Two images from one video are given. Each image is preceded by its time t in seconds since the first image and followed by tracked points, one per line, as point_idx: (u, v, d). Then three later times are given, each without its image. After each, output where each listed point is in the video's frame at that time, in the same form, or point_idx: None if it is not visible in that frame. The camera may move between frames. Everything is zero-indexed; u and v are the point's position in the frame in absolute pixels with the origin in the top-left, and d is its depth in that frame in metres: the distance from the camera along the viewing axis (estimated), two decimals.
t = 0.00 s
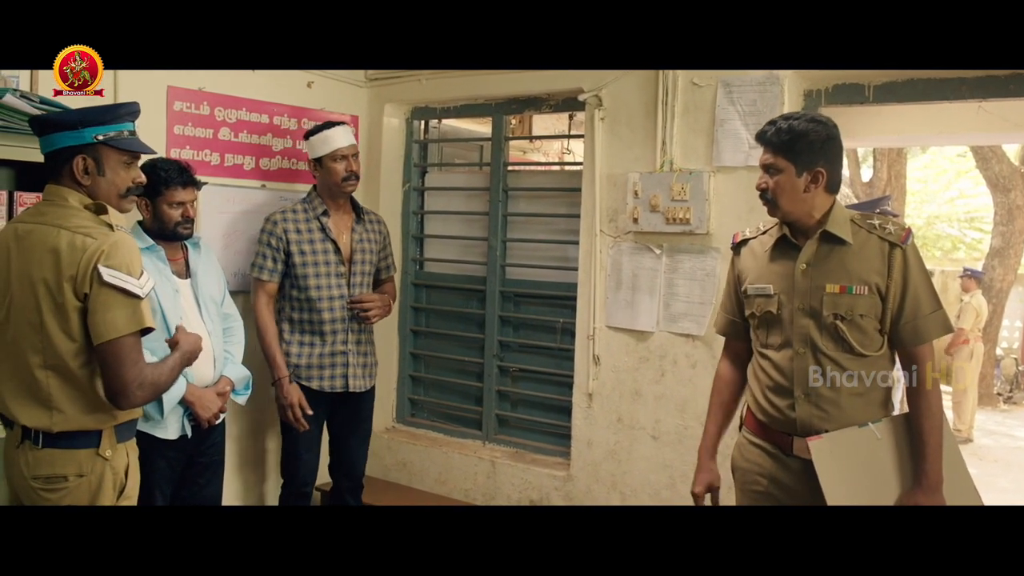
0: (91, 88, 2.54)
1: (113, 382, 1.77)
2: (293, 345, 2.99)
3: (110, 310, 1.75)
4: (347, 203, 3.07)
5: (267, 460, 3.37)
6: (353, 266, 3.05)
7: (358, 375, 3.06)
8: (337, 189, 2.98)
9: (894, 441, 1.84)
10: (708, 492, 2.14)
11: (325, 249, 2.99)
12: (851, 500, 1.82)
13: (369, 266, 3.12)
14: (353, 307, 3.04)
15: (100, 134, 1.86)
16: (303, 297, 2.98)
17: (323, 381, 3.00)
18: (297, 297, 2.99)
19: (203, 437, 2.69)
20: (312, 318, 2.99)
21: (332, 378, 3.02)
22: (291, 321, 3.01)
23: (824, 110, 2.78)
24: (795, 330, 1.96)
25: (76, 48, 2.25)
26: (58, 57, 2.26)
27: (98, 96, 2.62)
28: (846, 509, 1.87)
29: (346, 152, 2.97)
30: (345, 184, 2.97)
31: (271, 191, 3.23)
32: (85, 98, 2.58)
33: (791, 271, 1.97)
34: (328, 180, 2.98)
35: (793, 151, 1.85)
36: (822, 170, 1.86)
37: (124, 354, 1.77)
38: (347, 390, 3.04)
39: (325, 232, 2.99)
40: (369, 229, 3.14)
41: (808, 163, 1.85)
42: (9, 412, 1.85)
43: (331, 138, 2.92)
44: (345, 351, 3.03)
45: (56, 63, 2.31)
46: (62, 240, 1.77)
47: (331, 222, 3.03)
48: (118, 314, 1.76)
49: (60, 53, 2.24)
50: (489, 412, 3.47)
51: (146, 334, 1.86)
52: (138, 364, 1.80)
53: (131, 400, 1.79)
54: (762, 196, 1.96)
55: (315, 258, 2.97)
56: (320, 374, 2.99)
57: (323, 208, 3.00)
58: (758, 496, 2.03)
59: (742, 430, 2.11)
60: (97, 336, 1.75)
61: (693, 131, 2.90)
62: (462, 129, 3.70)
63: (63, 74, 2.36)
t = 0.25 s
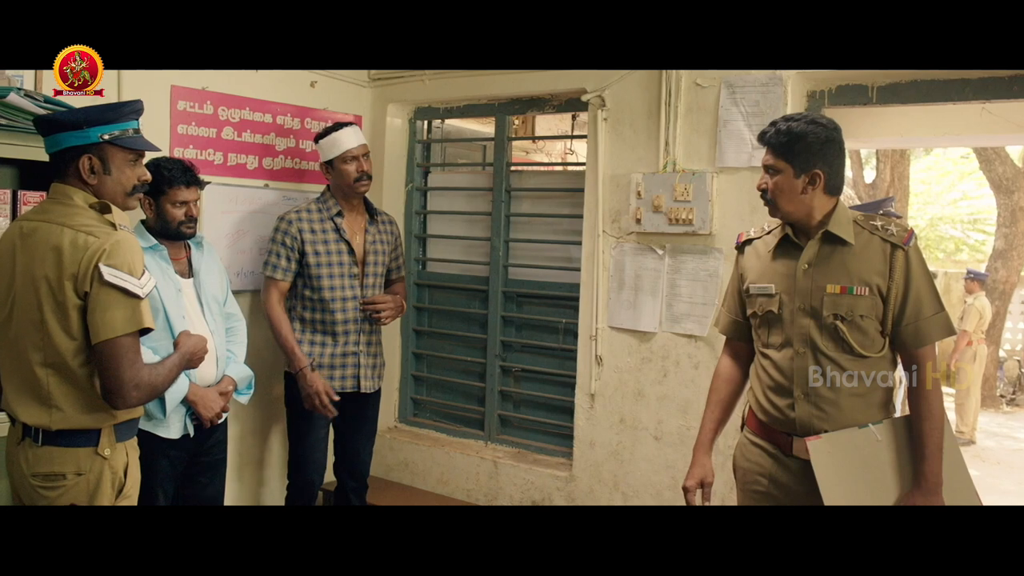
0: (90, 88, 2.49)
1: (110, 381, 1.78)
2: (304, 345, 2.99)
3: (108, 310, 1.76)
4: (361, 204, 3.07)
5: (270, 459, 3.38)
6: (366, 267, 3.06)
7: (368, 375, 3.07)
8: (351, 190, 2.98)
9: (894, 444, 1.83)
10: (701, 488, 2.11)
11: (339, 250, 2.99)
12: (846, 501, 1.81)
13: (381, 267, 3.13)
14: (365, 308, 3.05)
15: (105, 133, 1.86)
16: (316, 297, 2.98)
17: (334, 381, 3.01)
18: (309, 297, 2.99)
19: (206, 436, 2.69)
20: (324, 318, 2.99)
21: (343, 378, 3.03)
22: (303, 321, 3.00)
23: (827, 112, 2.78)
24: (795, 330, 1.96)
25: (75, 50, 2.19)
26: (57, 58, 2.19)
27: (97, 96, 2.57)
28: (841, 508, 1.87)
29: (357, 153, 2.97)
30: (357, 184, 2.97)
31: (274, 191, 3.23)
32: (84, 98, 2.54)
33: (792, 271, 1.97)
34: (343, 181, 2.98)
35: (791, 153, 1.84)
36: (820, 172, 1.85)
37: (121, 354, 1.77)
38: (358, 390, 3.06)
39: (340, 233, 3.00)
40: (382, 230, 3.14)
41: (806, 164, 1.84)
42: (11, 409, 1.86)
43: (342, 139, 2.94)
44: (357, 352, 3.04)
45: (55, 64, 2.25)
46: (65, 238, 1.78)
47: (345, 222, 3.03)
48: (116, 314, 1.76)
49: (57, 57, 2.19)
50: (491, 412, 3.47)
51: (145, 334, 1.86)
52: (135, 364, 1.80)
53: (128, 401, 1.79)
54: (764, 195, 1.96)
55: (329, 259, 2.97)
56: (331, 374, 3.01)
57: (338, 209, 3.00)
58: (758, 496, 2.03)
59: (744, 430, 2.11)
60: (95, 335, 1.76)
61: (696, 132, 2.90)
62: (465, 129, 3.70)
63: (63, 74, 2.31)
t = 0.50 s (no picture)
0: (90, 88, 2.48)
1: (115, 378, 1.78)
2: (306, 344, 2.99)
3: (114, 308, 1.76)
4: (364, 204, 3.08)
5: (273, 458, 3.38)
6: (369, 267, 3.06)
7: (369, 376, 3.06)
8: (354, 190, 2.99)
9: (897, 443, 1.82)
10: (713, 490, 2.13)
11: (343, 249, 3.00)
12: (848, 500, 1.82)
13: (383, 267, 3.13)
14: (368, 308, 3.04)
15: (109, 131, 1.87)
16: (319, 296, 2.97)
17: (335, 380, 3.00)
18: (312, 296, 2.98)
19: (209, 434, 2.70)
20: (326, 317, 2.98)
21: (345, 378, 3.02)
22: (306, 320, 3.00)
23: (831, 111, 2.77)
24: (796, 330, 1.97)
25: (75, 49, 2.19)
26: (58, 58, 2.19)
27: (97, 96, 2.57)
28: (843, 508, 1.87)
29: (364, 154, 2.96)
30: (359, 185, 2.97)
31: (278, 189, 3.24)
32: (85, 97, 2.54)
33: (796, 271, 1.98)
34: (346, 180, 2.99)
35: (791, 153, 1.85)
36: (820, 171, 1.85)
37: (127, 351, 1.78)
38: (359, 390, 3.05)
39: (343, 232, 3.00)
40: (384, 230, 3.14)
41: (806, 164, 1.84)
42: (16, 407, 1.87)
43: (350, 139, 2.94)
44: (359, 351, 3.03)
45: (55, 64, 2.25)
46: (69, 236, 1.78)
47: (348, 221, 3.03)
48: (121, 311, 1.77)
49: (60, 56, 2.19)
50: (494, 411, 3.47)
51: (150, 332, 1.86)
52: (140, 361, 1.81)
53: (133, 398, 1.80)
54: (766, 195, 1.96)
55: (333, 257, 2.97)
56: (333, 374, 2.99)
57: (341, 208, 3.01)
58: (761, 496, 2.03)
59: (747, 429, 2.11)
60: (101, 332, 1.76)
61: (699, 131, 2.90)
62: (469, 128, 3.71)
63: (63, 74, 2.31)
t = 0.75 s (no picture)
0: (90, 88, 2.48)
1: (116, 377, 1.78)
2: (299, 342, 2.97)
3: (114, 307, 1.76)
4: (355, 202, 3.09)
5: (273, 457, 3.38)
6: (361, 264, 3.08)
7: (365, 373, 3.07)
8: (342, 192, 2.98)
9: (898, 443, 1.82)
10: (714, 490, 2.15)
11: (336, 246, 3.00)
12: (852, 500, 1.81)
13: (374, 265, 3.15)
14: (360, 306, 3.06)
15: (107, 130, 1.87)
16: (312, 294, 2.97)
17: (330, 378, 3.00)
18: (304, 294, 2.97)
19: (209, 434, 2.70)
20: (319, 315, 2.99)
21: (339, 376, 3.02)
22: (298, 319, 2.99)
23: (830, 110, 2.77)
24: (796, 329, 1.97)
25: (75, 50, 2.19)
26: (58, 57, 2.19)
27: (97, 96, 2.57)
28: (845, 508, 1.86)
29: (347, 159, 2.94)
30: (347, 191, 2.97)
31: (277, 189, 3.24)
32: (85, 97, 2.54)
33: (796, 271, 1.98)
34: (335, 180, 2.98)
35: (790, 153, 1.85)
36: (820, 171, 1.85)
37: (129, 351, 1.78)
38: (354, 387, 3.05)
39: (336, 229, 3.00)
40: (374, 228, 3.16)
41: (806, 164, 1.84)
42: (16, 405, 1.87)
43: (330, 147, 2.89)
44: (353, 349, 3.05)
45: (55, 64, 2.24)
46: (69, 235, 1.78)
47: (340, 219, 3.03)
48: (122, 310, 1.77)
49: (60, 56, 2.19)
50: (494, 410, 3.48)
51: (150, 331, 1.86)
52: (141, 361, 1.81)
53: (134, 396, 1.80)
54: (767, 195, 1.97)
55: (326, 255, 2.98)
56: (327, 372, 2.99)
57: (333, 206, 3.00)
58: (761, 495, 2.03)
59: (749, 428, 2.12)
60: (101, 331, 1.76)
61: (699, 130, 2.90)
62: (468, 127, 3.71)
63: (63, 74, 2.31)
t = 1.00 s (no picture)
0: (90, 88, 2.49)
1: (110, 376, 1.78)
2: (288, 344, 2.97)
3: (110, 307, 1.76)
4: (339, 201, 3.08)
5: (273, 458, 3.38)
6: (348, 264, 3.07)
7: (354, 374, 3.07)
8: (327, 189, 2.96)
9: (897, 443, 1.82)
10: (713, 489, 2.15)
11: (323, 247, 2.99)
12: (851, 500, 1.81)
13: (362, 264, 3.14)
14: (349, 306, 3.06)
15: (104, 131, 1.87)
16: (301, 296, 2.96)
17: (320, 380, 2.99)
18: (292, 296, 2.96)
19: (209, 434, 2.70)
20: (307, 315, 2.98)
21: (330, 377, 3.01)
22: (286, 320, 2.99)
23: (829, 110, 2.77)
24: (797, 329, 1.97)
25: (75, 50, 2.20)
26: (58, 57, 2.19)
27: (97, 96, 2.58)
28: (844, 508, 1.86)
29: (331, 152, 2.93)
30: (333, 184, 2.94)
31: (277, 189, 3.24)
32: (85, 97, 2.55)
33: (797, 271, 1.98)
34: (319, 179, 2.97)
35: (792, 152, 1.85)
36: (822, 170, 1.85)
37: (123, 351, 1.78)
38: (344, 389, 3.05)
39: (323, 230, 3.00)
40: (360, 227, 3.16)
41: (808, 163, 1.84)
42: (15, 405, 1.87)
43: (318, 138, 2.89)
44: (342, 350, 3.03)
45: (55, 63, 2.25)
46: (67, 236, 1.79)
47: (326, 219, 3.02)
48: (117, 310, 1.77)
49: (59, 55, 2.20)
50: (493, 411, 3.48)
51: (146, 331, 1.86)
52: (136, 361, 1.81)
53: (128, 396, 1.80)
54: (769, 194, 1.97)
55: (314, 256, 2.97)
56: (317, 374, 2.98)
57: (319, 206, 2.99)
58: (761, 494, 2.03)
59: (749, 427, 2.12)
60: (97, 331, 1.77)
61: (698, 130, 2.90)
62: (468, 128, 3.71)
63: (63, 74, 2.32)
